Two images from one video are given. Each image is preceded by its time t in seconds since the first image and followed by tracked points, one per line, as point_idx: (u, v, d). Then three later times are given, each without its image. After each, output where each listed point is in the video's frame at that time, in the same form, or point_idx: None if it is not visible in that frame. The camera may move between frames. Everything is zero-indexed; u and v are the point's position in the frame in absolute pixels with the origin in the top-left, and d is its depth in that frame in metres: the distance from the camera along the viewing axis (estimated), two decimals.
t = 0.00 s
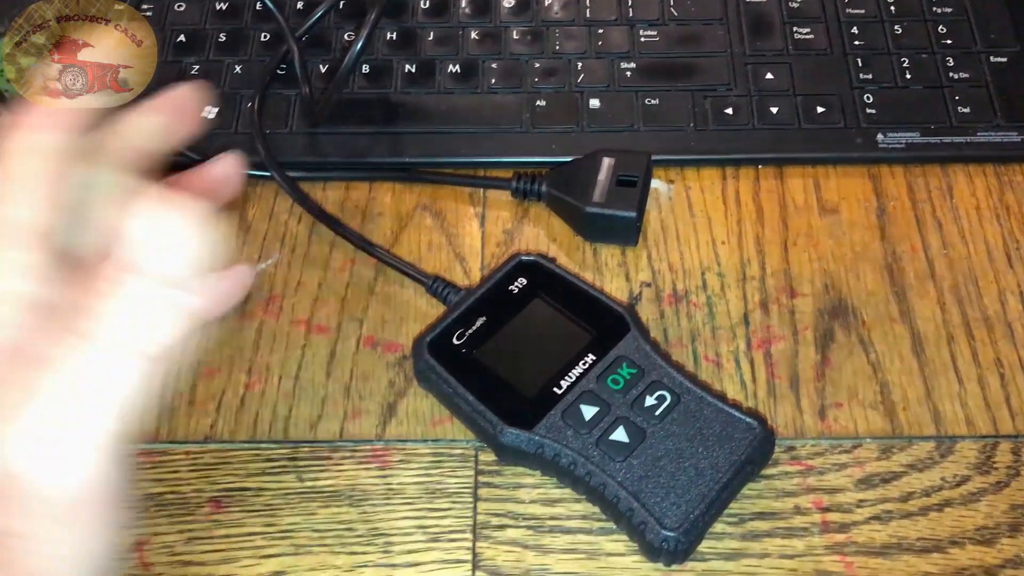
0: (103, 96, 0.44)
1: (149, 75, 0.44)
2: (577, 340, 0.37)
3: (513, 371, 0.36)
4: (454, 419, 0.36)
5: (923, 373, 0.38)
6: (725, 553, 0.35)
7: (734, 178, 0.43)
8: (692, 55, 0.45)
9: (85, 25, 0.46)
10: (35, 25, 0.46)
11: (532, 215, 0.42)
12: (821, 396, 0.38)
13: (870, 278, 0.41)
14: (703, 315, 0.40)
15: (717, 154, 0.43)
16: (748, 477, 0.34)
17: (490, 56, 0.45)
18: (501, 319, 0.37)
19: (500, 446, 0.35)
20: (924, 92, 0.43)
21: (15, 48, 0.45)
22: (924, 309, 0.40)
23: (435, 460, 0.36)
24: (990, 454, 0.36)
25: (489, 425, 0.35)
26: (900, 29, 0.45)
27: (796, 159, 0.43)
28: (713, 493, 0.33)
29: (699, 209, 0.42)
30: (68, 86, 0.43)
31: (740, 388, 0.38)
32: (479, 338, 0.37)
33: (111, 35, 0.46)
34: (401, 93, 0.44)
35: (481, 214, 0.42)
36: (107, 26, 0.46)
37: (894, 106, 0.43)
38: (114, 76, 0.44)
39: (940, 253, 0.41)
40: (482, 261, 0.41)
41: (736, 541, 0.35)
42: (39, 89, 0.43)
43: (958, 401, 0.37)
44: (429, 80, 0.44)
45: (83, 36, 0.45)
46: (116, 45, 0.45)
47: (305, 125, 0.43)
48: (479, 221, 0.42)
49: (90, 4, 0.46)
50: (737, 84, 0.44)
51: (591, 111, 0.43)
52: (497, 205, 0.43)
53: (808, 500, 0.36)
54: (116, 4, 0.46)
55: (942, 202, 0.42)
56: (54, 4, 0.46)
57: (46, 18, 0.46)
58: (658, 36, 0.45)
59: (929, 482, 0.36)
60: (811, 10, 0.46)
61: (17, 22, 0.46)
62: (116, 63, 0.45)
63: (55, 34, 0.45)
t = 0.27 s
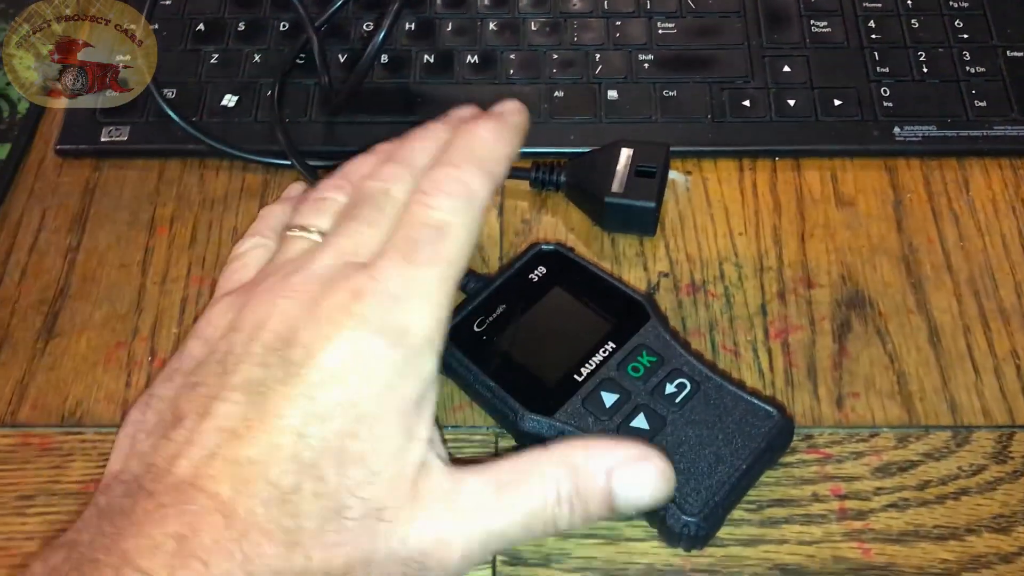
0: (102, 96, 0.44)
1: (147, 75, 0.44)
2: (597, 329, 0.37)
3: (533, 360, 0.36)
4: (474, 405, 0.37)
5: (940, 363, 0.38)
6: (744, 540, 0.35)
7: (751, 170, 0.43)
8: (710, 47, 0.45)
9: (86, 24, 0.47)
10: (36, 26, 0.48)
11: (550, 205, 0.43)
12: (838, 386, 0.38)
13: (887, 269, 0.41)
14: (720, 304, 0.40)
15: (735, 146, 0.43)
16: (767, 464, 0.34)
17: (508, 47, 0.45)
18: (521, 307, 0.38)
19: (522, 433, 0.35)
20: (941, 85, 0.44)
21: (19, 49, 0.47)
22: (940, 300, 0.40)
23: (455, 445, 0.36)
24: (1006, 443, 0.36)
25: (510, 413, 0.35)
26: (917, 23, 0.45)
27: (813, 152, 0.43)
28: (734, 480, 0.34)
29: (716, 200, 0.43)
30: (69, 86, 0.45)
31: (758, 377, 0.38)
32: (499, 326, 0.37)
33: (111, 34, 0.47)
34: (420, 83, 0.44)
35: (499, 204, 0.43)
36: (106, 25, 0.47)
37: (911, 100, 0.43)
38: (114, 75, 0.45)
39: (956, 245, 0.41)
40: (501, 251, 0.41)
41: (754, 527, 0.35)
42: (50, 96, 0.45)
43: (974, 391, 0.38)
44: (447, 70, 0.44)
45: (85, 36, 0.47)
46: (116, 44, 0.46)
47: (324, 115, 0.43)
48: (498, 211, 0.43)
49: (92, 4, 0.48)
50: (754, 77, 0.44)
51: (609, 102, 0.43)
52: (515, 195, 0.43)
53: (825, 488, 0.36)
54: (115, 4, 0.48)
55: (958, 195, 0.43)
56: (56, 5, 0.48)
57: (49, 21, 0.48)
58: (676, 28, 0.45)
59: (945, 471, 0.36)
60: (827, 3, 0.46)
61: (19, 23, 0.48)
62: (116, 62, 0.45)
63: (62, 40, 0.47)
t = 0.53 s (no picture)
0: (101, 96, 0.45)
1: (146, 75, 0.44)
2: (597, 330, 0.37)
3: (535, 362, 0.37)
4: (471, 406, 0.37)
5: (932, 364, 0.39)
6: (736, 537, 0.35)
7: (747, 172, 0.44)
8: (707, 49, 0.45)
9: (86, 25, 0.48)
10: (36, 26, 0.48)
11: (547, 205, 0.43)
12: (832, 386, 0.38)
13: (881, 270, 0.41)
14: (716, 304, 0.40)
15: (731, 147, 0.43)
16: (771, 456, 0.34)
17: (507, 48, 0.45)
18: (520, 311, 0.38)
19: (529, 436, 0.35)
20: (935, 88, 0.44)
21: (18, 49, 0.47)
22: (933, 301, 0.40)
23: (451, 443, 0.37)
24: (997, 444, 0.37)
25: (517, 417, 0.35)
26: (912, 27, 0.46)
27: (808, 153, 0.43)
28: (743, 472, 0.34)
29: (712, 201, 0.43)
30: (69, 87, 0.46)
31: (752, 376, 0.39)
32: (499, 330, 0.37)
33: (111, 35, 0.47)
34: (419, 83, 0.44)
35: (496, 203, 0.43)
36: (106, 25, 0.47)
37: (905, 102, 0.44)
38: (114, 76, 0.45)
39: (949, 247, 0.42)
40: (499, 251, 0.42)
41: (747, 525, 0.35)
42: (50, 96, 0.46)
43: (965, 392, 0.38)
44: (446, 70, 0.45)
45: (85, 36, 0.47)
46: (115, 44, 0.46)
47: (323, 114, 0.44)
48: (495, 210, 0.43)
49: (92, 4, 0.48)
50: (750, 79, 0.44)
51: (607, 103, 0.44)
52: (512, 194, 0.44)
53: (818, 487, 0.36)
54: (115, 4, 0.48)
55: (952, 197, 0.43)
56: (55, 6, 0.49)
57: (49, 21, 0.48)
58: (674, 30, 0.46)
59: (937, 470, 0.36)
60: (823, 6, 0.47)
61: (19, 23, 0.48)
62: (115, 62, 0.45)
63: (62, 40, 0.47)
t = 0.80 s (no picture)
0: (102, 96, 0.44)
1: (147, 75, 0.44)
2: (579, 348, 0.37)
3: (524, 395, 0.36)
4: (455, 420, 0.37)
5: (928, 363, 0.38)
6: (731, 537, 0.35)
7: (742, 169, 0.43)
8: (703, 46, 0.45)
9: (86, 25, 0.47)
10: (36, 25, 0.48)
11: (541, 202, 0.43)
12: (827, 384, 0.38)
13: (877, 267, 0.41)
14: (710, 302, 0.40)
15: (726, 144, 0.43)
16: (770, 456, 0.34)
17: (501, 44, 0.45)
18: (496, 342, 0.37)
19: (528, 474, 0.34)
20: (932, 85, 0.44)
21: (17, 48, 0.47)
22: (929, 299, 0.40)
23: (443, 442, 0.37)
24: (994, 442, 0.37)
25: (513, 455, 0.35)
26: (908, 24, 0.45)
27: (804, 150, 0.43)
28: (750, 478, 0.33)
29: (707, 198, 0.43)
30: (69, 86, 0.45)
31: (747, 374, 0.38)
32: (478, 365, 0.37)
33: (112, 34, 0.46)
34: (412, 79, 0.44)
35: (490, 200, 0.43)
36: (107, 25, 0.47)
37: (902, 99, 0.44)
38: (114, 75, 0.44)
39: (946, 244, 0.41)
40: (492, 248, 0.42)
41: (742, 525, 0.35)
42: (49, 96, 0.45)
43: (962, 390, 0.38)
44: (439, 66, 0.44)
45: (86, 37, 0.46)
46: (116, 45, 0.46)
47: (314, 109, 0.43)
48: (489, 207, 0.43)
49: (92, 5, 0.48)
50: (745, 76, 0.44)
51: (601, 99, 0.43)
52: (506, 192, 0.43)
53: (814, 486, 0.36)
54: (115, 4, 0.47)
55: (948, 195, 0.43)
56: (56, 6, 0.48)
57: (49, 21, 0.47)
58: (669, 27, 0.45)
59: (934, 469, 0.36)
60: (820, 3, 0.46)
61: (19, 23, 0.48)
62: (116, 62, 0.45)
63: (62, 40, 0.47)
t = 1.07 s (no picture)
0: (102, 96, 0.44)
1: (148, 75, 0.44)
2: (572, 352, 0.38)
3: (518, 399, 0.36)
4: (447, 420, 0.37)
5: (918, 365, 0.39)
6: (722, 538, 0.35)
7: (734, 172, 0.44)
8: (695, 50, 0.45)
9: (86, 25, 0.47)
10: (35, 25, 0.48)
11: (535, 205, 0.43)
12: (818, 386, 0.38)
13: (867, 271, 0.41)
14: (702, 305, 0.40)
15: (718, 148, 0.43)
16: (763, 456, 0.35)
17: (495, 48, 0.45)
18: (489, 346, 0.38)
19: (524, 477, 0.35)
20: (922, 90, 0.44)
21: (17, 48, 0.47)
22: (919, 302, 0.40)
23: (437, 444, 0.37)
24: (983, 444, 0.37)
25: (508, 457, 0.35)
26: (899, 28, 0.46)
27: (796, 154, 0.43)
28: (742, 479, 0.34)
29: (699, 201, 0.43)
30: (69, 86, 0.45)
31: (738, 376, 0.39)
32: (472, 370, 0.37)
33: (111, 34, 0.46)
34: (407, 82, 0.44)
35: (484, 204, 0.43)
36: (107, 25, 0.47)
37: (893, 104, 0.44)
38: (114, 76, 0.45)
39: (936, 248, 0.42)
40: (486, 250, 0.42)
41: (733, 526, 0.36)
42: (49, 96, 0.45)
43: (951, 392, 0.38)
44: (434, 70, 0.45)
45: (86, 37, 0.47)
46: (116, 45, 0.46)
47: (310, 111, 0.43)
48: (483, 211, 0.43)
49: (92, 5, 0.48)
50: (738, 80, 0.44)
51: (594, 103, 0.44)
52: (500, 195, 0.44)
53: (804, 487, 0.36)
54: (115, 4, 0.48)
55: (939, 198, 0.43)
56: (55, 6, 0.48)
57: (48, 22, 0.48)
58: (662, 31, 0.45)
59: (923, 470, 0.36)
60: (812, 7, 0.47)
61: (19, 22, 0.48)
62: (116, 62, 0.45)
63: (62, 40, 0.47)
